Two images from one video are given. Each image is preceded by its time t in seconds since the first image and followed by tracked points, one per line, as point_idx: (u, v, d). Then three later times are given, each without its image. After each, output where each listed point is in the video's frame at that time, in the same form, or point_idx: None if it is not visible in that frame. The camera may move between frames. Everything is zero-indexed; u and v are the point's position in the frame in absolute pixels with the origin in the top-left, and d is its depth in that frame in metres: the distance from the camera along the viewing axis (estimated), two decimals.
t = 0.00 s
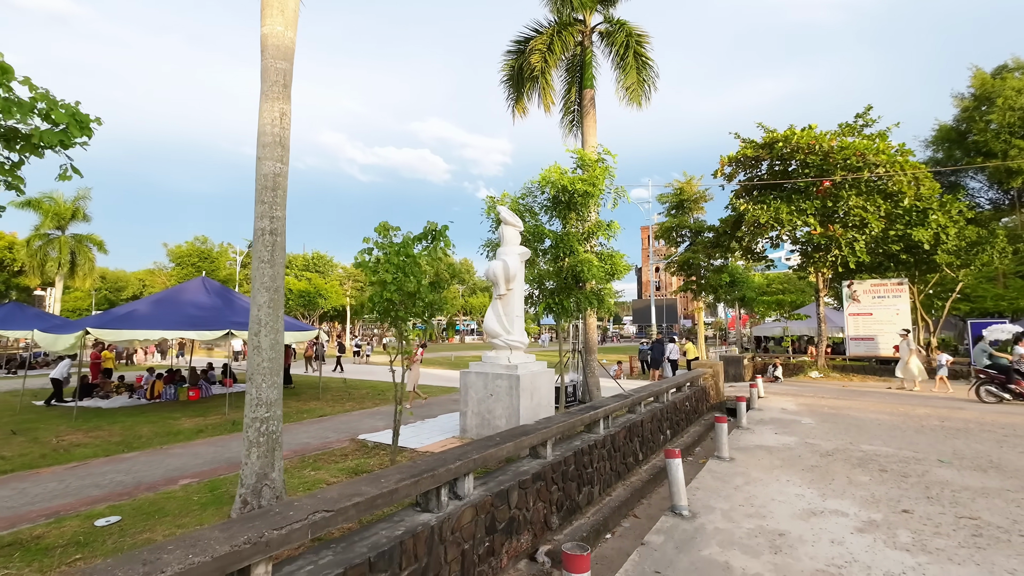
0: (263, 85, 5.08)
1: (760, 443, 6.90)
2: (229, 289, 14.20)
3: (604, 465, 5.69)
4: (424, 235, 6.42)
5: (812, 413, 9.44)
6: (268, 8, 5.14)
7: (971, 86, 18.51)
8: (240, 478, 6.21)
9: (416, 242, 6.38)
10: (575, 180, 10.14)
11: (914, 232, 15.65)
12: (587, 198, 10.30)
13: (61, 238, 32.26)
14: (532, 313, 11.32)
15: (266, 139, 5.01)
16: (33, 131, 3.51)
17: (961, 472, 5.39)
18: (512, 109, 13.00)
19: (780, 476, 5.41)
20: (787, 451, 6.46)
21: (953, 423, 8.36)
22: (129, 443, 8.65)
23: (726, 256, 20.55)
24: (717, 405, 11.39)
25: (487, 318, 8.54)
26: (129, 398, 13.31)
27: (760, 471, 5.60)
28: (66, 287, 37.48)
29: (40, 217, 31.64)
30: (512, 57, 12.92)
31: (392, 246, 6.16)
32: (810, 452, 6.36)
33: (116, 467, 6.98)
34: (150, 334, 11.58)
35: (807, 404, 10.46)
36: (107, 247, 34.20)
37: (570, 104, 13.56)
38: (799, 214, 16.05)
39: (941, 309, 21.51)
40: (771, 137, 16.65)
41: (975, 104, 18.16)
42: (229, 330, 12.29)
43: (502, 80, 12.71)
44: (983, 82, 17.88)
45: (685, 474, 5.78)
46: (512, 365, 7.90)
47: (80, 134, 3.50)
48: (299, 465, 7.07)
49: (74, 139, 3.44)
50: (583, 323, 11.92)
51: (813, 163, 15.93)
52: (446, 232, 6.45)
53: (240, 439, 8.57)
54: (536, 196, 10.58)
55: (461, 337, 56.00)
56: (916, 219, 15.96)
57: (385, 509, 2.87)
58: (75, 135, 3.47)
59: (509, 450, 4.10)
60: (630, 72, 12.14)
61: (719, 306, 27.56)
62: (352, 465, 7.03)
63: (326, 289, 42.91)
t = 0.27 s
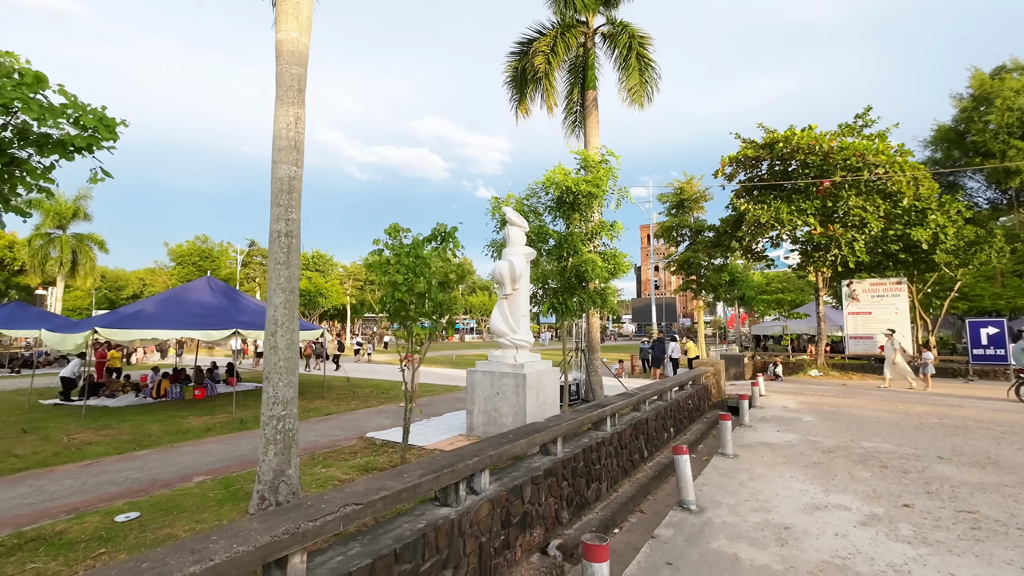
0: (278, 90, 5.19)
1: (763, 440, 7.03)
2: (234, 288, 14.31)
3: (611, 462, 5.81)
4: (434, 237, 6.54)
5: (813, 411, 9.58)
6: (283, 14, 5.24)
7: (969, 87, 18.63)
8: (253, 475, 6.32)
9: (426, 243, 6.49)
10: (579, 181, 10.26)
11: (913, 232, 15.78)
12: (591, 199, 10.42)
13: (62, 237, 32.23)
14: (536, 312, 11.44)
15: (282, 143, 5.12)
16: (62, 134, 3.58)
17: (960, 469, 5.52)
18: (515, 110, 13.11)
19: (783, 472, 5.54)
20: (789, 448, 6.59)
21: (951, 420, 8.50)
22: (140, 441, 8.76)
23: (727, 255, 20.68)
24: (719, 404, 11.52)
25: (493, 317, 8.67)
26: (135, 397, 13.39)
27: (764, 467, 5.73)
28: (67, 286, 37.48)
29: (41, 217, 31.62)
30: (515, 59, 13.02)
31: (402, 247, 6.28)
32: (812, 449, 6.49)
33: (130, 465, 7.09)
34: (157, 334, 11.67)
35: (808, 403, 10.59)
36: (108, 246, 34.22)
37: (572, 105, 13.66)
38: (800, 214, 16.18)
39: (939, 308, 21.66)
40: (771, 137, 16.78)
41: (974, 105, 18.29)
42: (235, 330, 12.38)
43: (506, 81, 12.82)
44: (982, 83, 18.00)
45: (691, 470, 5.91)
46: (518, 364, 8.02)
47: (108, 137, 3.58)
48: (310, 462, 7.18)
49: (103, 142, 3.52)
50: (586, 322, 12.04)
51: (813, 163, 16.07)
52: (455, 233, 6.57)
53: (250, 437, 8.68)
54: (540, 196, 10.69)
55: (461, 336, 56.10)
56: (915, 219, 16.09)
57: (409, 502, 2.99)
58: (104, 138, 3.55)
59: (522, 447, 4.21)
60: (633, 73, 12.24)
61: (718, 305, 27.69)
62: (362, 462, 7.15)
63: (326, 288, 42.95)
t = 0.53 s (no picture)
0: (293, 93, 5.30)
1: (766, 436, 7.16)
2: (239, 287, 14.40)
3: (618, 457, 5.92)
4: (443, 236, 6.64)
5: (814, 408, 9.71)
6: (298, 19, 5.34)
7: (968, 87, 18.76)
8: (266, 471, 6.43)
9: (436, 242, 6.60)
10: (583, 181, 10.37)
11: (913, 231, 15.91)
12: (595, 199, 10.53)
13: (63, 236, 32.24)
14: (540, 311, 11.55)
15: (297, 145, 5.22)
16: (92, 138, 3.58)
17: (959, 463, 5.65)
18: (518, 110, 13.21)
19: (787, 467, 5.66)
20: (792, 444, 6.72)
21: (951, 417, 8.63)
22: (150, 438, 8.86)
23: (727, 254, 20.80)
24: (720, 401, 11.64)
25: (499, 316, 8.78)
26: (140, 395, 13.48)
27: (768, 462, 5.86)
28: (68, 285, 37.51)
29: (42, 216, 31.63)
30: (518, 59, 13.12)
31: (413, 247, 6.39)
32: (814, 445, 6.62)
33: (143, 462, 7.19)
34: (165, 332, 11.76)
35: (809, 400, 10.72)
36: (108, 245, 34.27)
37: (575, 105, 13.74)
38: (800, 214, 16.31)
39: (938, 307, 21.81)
40: (772, 137, 16.90)
41: (973, 105, 18.42)
42: (241, 329, 12.49)
43: (509, 81, 12.92)
44: (981, 83, 18.13)
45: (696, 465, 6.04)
46: (524, 362, 8.12)
47: (136, 141, 3.55)
48: (320, 458, 7.29)
49: (130, 146, 3.50)
50: (588, 321, 12.14)
51: (814, 163, 16.20)
52: (464, 233, 6.68)
53: (259, 434, 8.79)
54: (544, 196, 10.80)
55: (461, 335, 56.20)
56: (914, 219, 16.23)
57: (432, 493, 3.11)
58: (131, 142, 3.52)
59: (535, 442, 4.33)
60: (636, 74, 12.33)
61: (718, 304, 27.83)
62: (371, 458, 7.26)
63: (326, 287, 43.00)
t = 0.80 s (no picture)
0: (305, 97, 5.42)
1: (766, 433, 7.31)
2: (243, 286, 14.50)
3: (622, 453, 6.06)
4: (450, 237, 6.77)
5: (813, 405, 9.86)
6: (310, 25, 5.45)
7: (965, 88, 18.90)
8: (276, 467, 6.56)
9: (442, 243, 6.72)
10: (586, 182, 10.51)
11: (910, 231, 16.08)
12: (597, 199, 10.66)
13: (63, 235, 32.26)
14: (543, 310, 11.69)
15: (309, 148, 5.34)
16: (118, 145, 3.72)
17: (955, 459, 5.79)
18: (520, 111, 13.33)
19: (787, 462, 5.80)
20: (792, 440, 6.87)
21: (947, 414, 8.78)
22: (159, 436, 8.98)
23: (727, 254, 20.95)
24: (721, 399, 11.78)
25: (503, 315, 8.91)
26: (146, 393, 13.60)
27: (768, 458, 6.01)
28: (68, 283, 37.55)
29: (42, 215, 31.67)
30: (520, 60, 13.24)
31: (420, 248, 6.51)
32: (813, 441, 6.77)
33: (154, 458, 7.32)
34: (171, 332, 11.87)
35: (808, 398, 10.86)
36: (109, 244, 34.30)
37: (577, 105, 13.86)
38: (799, 213, 16.47)
39: (935, 305, 21.99)
40: (771, 138, 17.06)
41: (970, 105, 18.57)
42: (246, 328, 12.60)
43: (511, 82, 13.04)
44: (978, 84, 18.28)
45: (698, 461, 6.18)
46: (528, 360, 8.25)
47: (161, 146, 3.70)
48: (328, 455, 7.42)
49: (155, 150, 3.64)
50: (590, 320, 12.26)
51: (812, 163, 16.36)
52: (470, 234, 6.81)
53: (266, 432, 8.90)
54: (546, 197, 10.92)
55: (460, 334, 56.32)
56: (911, 218, 16.40)
57: (449, 485, 3.25)
58: (157, 147, 3.66)
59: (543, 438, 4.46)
60: (637, 75, 12.46)
61: (717, 303, 28.00)
62: (378, 455, 7.39)
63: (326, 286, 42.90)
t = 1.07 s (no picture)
0: (316, 102, 5.57)
1: (764, 429, 7.48)
2: (246, 286, 14.63)
3: (623, 448, 6.22)
4: (455, 238, 6.92)
5: (809, 403, 10.05)
6: (320, 31, 5.60)
7: (961, 89, 19.11)
8: (285, 462, 6.72)
9: (448, 244, 6.88)
10: (586, 183, 10.68)
11: (906, 231, 16.28)
12: (597, 200, 10.83)
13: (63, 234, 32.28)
14: (545, 309, 11.85)
15: (320, 152, 5.49)
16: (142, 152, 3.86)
17: (947, 453, 5.97)
18: (521, 112, 13.49)
19: (783, 457, 5.98)
20: (788, 436, 7.04)
21: (940, 411, 8.98)
22: (167, 433, 9.12)
23: (725, 254, 21.13)
24: (719, 397, 11.96)
25: (505, 314, 9.07)
26: (150, 392, 13.74)
27: (765, 453, 6.18)
28: (68, 283, 37.57)
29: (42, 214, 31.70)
30: (521, 63, 13.41)
31: (426, 248, 6.67)
32: (810, 437, 6.94)
33: (164, 454, 7.47)
34: (176, 331, 11.99)
35: (805, 396, 11.04)
36: (109, 243, 34.36)
37: (577, 106, 14.01)
38: (796, 214, 16.66)
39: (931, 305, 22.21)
40: (769, 139, 17.25)
41: (965, 107, 18.77)
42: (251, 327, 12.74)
43: (513, 84, 13.20)
44: (973, 86, 18.49)
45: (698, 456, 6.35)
46: (530, 358, 8.41)
47: (183, 153, 3.86)
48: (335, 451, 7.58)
49: (179, 157, 3.80)
50: (590, 319, 12.42)
51: (810, 164, 16.56)
52: (474, 235, 6.97)
53: (272, 429, 9.05)
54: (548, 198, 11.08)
55: (459, 333, 56.44)
56: (907, 219, 16.61)
57: (461, 476, 3.42)
58: (180, 153, 3.81)
59: (548, 433, 4.62)
60: (636, 77, 12.62)
61: (716, 302, 28.19)
62: (384, 451, 7.55)
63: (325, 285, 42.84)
